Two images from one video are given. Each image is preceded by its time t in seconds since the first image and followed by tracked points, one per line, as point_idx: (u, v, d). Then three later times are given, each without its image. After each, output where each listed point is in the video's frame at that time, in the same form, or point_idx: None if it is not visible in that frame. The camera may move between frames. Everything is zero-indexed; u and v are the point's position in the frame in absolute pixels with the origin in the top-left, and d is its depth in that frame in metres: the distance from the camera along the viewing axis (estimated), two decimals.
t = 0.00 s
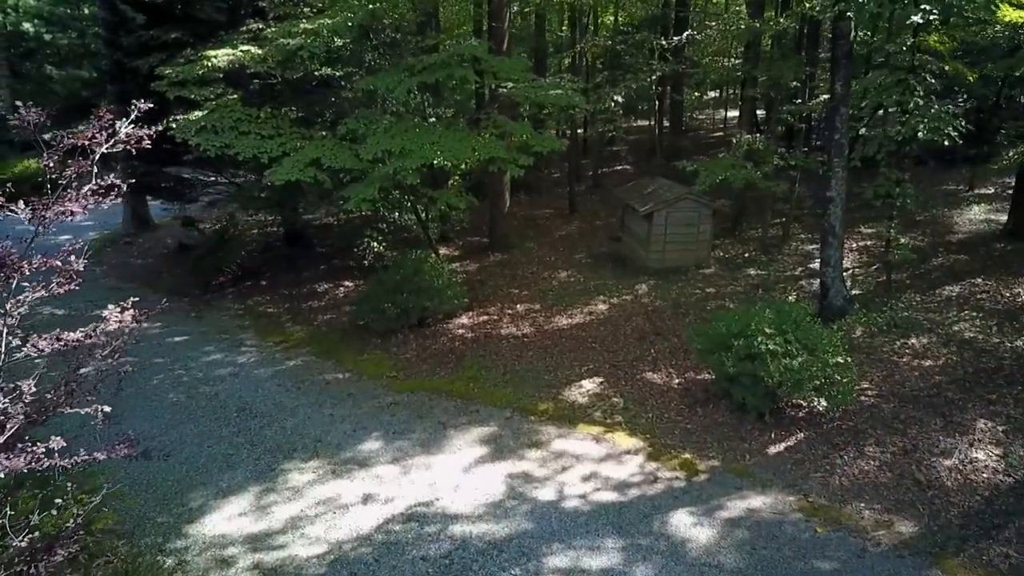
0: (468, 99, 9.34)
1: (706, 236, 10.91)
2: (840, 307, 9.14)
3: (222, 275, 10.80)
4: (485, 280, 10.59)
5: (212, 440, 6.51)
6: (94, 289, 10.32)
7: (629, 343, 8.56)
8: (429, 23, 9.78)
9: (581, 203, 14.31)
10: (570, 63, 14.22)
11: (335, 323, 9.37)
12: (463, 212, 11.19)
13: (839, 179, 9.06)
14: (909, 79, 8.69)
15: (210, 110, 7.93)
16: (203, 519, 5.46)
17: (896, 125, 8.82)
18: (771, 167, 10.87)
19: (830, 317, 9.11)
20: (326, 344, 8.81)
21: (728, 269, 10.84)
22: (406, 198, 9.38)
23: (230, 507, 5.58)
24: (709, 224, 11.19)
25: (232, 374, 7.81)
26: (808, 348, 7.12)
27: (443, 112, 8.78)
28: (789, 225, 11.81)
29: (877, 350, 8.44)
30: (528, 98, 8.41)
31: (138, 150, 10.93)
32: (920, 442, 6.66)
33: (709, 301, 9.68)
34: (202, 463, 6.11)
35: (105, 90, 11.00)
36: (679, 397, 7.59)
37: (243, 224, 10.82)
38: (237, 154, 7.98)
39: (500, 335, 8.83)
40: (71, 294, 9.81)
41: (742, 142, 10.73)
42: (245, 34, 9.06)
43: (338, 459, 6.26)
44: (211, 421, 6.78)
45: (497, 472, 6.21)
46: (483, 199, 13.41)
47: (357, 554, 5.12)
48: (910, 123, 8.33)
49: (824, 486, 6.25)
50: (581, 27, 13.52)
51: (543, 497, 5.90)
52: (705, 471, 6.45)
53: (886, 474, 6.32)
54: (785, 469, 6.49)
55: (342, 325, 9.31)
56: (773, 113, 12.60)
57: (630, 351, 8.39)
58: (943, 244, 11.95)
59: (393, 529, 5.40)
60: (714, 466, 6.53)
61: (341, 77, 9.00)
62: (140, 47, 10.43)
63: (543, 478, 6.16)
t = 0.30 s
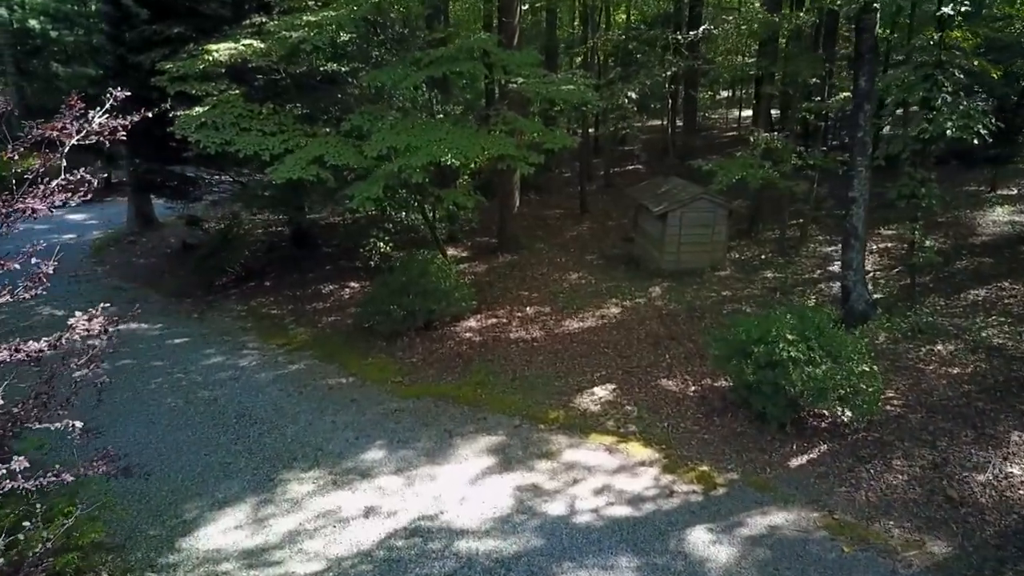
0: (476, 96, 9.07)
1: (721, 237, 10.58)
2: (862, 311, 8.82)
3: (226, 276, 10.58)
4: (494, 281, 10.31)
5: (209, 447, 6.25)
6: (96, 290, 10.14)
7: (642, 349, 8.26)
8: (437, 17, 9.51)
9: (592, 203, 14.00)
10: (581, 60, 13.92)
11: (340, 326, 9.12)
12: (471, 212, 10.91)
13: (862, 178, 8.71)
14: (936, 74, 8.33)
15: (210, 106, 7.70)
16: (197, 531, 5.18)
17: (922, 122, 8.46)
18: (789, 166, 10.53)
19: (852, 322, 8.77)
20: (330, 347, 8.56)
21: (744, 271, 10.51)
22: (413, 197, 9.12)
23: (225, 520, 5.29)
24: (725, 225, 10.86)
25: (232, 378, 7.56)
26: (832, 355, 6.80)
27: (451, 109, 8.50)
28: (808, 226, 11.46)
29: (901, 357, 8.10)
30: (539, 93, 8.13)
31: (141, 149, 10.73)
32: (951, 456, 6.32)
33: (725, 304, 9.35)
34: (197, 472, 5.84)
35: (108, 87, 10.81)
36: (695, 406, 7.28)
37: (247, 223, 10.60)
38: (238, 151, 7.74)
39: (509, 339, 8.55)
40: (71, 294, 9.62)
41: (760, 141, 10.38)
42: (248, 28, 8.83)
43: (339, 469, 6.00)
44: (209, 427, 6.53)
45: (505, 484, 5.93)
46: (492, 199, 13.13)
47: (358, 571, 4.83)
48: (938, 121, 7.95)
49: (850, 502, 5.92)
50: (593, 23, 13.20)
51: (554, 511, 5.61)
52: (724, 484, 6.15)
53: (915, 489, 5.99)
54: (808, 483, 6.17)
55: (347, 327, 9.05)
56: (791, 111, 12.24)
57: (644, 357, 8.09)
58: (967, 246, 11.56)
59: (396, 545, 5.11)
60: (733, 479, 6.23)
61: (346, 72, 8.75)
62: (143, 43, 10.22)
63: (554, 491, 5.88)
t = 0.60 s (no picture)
0: (493, 91, 8.76)
1: (746, 239, 10.19)
2: (894, 318, 8.40)
3: (236, 275, 10.38)
4: (509, 283, 10.00)
5: (212, 454, 6.00)
6: (105, 289, 9.97)
7: (664, 355, 7.93)
8: (453, 10, 9.22)
9: (611, 203, 13.65)
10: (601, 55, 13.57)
11: (350, 328, 8.87)
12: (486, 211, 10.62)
13: (895, 178, 8.30)
14: (975, 69, 7.90)
15: (217, 100, 7.46)
16: (194, 545, 4.91)
17: (961, 119, 8.03)
18: (817, 165, 10.11)
19: (885, 329, 8.36)
20: (340, 350, 8.30)
21: (769, 274, 10.12)
22: (426, 195, 8.84)
23: (225, 532, 5.03)
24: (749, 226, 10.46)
25: (238, 381, 7.33)
26: (867, 365, 6.43)
27: (466, 104, 8.21)
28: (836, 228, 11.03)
29: (937, 367, 7.68)
30: (557, 88, 7.81)
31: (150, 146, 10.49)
32: (995, 475, 5.91)
33: (750, 309, 8.98)
34: (198, 481, 5.59)
35: (118, 82, 10.63)
36: (719, 416, 6.93)
37: (257, 222, 10.38)
38: (245, 147, 7.50)
39: (525, 344, 8.24)
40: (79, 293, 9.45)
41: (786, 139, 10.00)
42: (258, 21, 8.61)
43: (345, 479, 5.73)
44: (212, 433, 6.28)
45: (519, 498, 5.62)
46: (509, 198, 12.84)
47: None
48: (978, 118, 7.53)
49: (887, 522, 5.54)
50: (612, 18, 12.86)
51: (570, 528, 5.29)
52: (751, 500, 5.80)
53: (958, 511, 5.58)
54: (842, 502, 5.79)
55: (357, 329, 8.79)
56: (818, 108, 11.82)
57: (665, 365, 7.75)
58: (1004, 249, 11.06)
59: (403, 563, 4.82)
60: (760, 496, 5.87)
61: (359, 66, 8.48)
62: (153, 37, 10.05)
63: (570, 506, 5.56)
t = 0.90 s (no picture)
0: (516, 86, 8.48)
1: (776, 242, 9.78)
2: (934, 326, 7.97)
3: (253, 274, 10.23)
4: (530, 284, 9.72)
5: (221, 460, 5.79)
6: (121, 287, 9.88)
7: (691, 363, 7.59)
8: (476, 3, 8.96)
9: (635, 203, 13.29)
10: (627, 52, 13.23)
11: (366, 329, 8.65)
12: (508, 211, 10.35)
13: (938, 178, 7.86)
14: None
15: (232, 95, 7.30)
16: (197, 557, 4.69)
17: (1010, 116, 7.56)
18: (854, 165, 9.67)
19: (926, 338, 7.92)
20: (355, 352, 8.09)
21: (801, 278, 9.70)
22: (445, 194, 8.60)
23: (229, 545, 4.80)
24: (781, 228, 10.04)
25: (250, 384, 7.14)
26: (911, 377, 6.02)
27: (487, 99, 7.94)
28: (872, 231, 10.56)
29: (984, 380, 7.23)
30: (582, 82, 7.50)
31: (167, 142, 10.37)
32: None
33: (781, 314, 8.59)
34: (205, 489, 5.37)
35: (137, 78, 10.55)
36: (750, 428, 6.57)
37: (275, 220, 10.22)
38: (260, 143, 7.33)
39: (545, 349, 7.95)
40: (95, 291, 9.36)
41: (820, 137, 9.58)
42: (276, 14, 8.43)
43: (357, 490, 5.48)
44: (221, 439, 6.08)
45: (537, 513, 5.33)
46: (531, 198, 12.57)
47: None
48: None
49: (932, 547, 5.15)
50: (639, 14, 12.52)
51: (591, 547, 4.98)
52: (784, 520, 5.44)
53: (1011, 537, 5.16)
54: (884, 524, 5.41)
55: (373, 331, 8.57)
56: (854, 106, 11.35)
57: (692, 373, 7.40)
58: None
59: None
60: (794, 515, 5.51)
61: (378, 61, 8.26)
62: (172, 32, 9.93)
63: (592, 523, 5.25)
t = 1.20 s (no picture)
0: (531, 82, 8.19)
1: (800, 244, 9.42)
2: (968, 334, 7.57)
3: (260, 274, 10.03)
4: (543, 286, 9.43)
5: (219, 469, 5.56)
6: (127, 286, 9.72)
7: (711, 370, 7.26)
8: None
9: (652, 203, 12.95)
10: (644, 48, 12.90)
11: (374, 332, 8.40)
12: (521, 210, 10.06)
13: (974, 178, 7.46)
14: None
15: (237, 89, 7.09)
16: (190, 574, 4.44)
17: None
18: (882, 164, 9.28)
19: (959, 346, 7.53)
20: (362, 356, 7.84)
21: (825, 282, 9.33)
22: (457, 193, 8.33)
23: (225, 561, 4.55)
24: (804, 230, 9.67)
25: (253, 388, 6.91)
26: (947, 390, 5.66)
27: (500, 95, 7.66)
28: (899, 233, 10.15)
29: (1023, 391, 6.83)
30: (599, 76, 7.19)
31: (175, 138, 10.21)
32: None
33: (804, 320, 8.23)
34: (202, 501, 5.14)
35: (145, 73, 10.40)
36: (773, 441, 6.23)
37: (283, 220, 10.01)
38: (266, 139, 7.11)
39: (559, 354, 7.65)
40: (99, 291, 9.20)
41: (846, 136, 9.19)
42: (285, 8, 8.21)
43: (360, 503, 5.22)
44: (219, 446, 5.85)
45: (549, 530, 5.03)
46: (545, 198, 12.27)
47: None
48: None
49: (972, 573, 4.79)
50: (657, 8, 12.19)
51: (606, 568, 4.68)
52: (811, 540, 5.11)
53: None
54: (919, 546, 5.05)
55: (381, 334, 8.32)
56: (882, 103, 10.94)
57: (712, 382, 7.07)
58: None
59: None
60: (822, 535, 5.17)
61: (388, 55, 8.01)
62: (180, 27, 9.76)
63: (606, 542, 4.94)
